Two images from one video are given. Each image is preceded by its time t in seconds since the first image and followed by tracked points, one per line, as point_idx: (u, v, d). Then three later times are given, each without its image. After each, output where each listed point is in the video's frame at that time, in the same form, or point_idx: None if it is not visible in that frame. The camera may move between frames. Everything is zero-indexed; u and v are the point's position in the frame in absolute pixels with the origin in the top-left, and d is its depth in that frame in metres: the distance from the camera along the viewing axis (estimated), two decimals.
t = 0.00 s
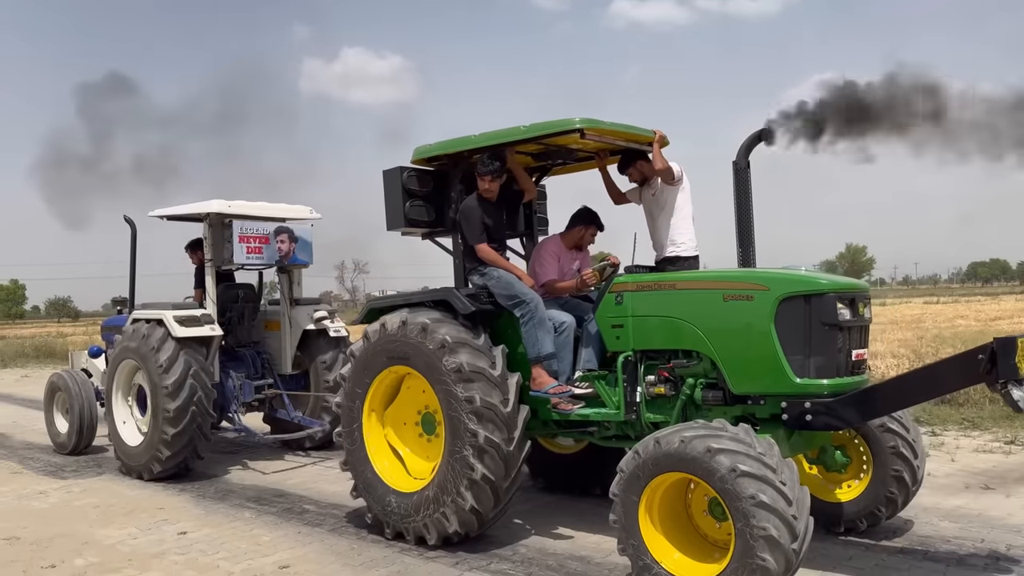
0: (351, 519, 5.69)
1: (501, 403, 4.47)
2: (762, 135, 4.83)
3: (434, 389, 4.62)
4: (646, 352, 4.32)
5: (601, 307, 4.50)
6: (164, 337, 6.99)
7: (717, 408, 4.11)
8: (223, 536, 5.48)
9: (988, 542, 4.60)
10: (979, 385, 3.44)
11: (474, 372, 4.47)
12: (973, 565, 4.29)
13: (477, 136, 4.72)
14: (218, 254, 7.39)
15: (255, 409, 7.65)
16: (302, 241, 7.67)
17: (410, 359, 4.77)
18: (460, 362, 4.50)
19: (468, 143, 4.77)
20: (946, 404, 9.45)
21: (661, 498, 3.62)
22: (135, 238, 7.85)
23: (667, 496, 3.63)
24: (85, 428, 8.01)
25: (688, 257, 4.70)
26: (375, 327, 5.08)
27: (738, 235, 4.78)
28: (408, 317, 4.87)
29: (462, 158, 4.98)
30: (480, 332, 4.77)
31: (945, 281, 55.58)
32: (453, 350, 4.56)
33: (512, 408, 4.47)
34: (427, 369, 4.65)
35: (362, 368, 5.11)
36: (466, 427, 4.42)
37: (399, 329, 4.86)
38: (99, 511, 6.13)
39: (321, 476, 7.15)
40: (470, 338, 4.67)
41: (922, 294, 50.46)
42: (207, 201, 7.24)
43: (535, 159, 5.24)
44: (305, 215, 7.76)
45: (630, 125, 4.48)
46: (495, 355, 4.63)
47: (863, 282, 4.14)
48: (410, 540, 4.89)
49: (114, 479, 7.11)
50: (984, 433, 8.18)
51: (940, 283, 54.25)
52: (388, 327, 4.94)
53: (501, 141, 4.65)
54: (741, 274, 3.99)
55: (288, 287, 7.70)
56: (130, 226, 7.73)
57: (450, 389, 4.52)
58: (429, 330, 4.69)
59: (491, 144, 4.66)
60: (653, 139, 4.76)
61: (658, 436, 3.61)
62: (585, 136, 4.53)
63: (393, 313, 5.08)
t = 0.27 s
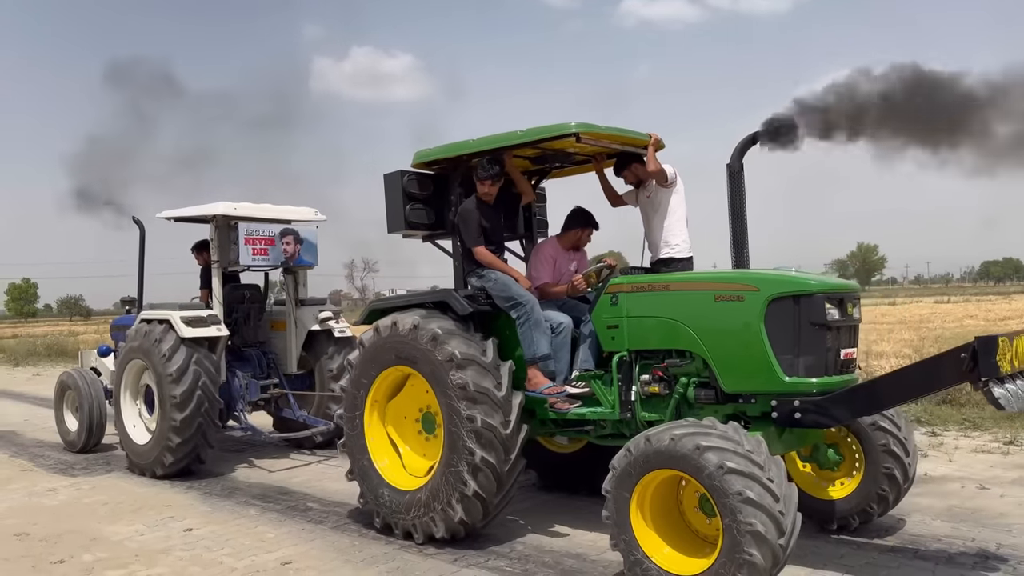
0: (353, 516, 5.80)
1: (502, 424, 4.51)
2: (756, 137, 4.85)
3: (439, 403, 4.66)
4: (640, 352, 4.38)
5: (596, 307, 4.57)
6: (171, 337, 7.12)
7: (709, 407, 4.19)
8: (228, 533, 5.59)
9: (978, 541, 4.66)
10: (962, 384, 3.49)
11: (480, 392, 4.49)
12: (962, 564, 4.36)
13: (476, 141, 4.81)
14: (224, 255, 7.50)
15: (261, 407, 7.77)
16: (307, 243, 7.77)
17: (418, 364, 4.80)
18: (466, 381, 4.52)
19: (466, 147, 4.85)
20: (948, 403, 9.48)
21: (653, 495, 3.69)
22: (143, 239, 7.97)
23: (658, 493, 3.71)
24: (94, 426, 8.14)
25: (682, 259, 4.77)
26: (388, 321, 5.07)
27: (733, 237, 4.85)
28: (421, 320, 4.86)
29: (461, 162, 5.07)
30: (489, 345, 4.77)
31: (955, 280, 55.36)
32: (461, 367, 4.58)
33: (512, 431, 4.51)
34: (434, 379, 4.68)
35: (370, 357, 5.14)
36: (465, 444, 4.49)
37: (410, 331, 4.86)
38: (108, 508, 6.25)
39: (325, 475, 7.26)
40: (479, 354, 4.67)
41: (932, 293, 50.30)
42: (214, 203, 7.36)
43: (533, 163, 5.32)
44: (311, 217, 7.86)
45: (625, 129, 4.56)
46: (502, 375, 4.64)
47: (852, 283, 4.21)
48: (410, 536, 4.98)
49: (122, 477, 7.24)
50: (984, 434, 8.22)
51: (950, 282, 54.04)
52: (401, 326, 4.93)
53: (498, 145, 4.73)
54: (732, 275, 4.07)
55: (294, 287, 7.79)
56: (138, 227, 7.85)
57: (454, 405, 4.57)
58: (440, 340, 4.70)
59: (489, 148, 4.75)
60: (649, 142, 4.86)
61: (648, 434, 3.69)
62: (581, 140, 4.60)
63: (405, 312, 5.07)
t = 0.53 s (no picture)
0: (354, 517, 5.87)
1: (499, 449, 4.57)
2: (751, 143, 4.87)
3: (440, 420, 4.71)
4: (634, 357, 4.43)
5: (592, 312, 4.62)
6: (176, 339, 7.21)
7: (702, 411, 4.24)
8: (231, 533, 5.67)
9: (971, 545, 4.69)
10: (948, 392, 3.50)
11: (480, 416, 4.53)
12: (954, 567, 4.39)
13: (473, 147, 4.86)
14: (228, 258, 7.58)
15: (265, 408, 7.85)
16: (310, 245, 7.85)
17: (423, 374, 4.82)
18: (468, 404, 4.55)
19: (464, 154, 4.90)
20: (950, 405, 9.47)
21: (642, 501, 3.78)
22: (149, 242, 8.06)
23: (647, 498, 3.79)
24: (100, 426, 8.24)
25: (674, 265, 4.83)
26: (398, 322, 5.06)
27: (727, 242, 4.89)
28: (429, 329, 4.85)
29: (459, 168, 5.12)
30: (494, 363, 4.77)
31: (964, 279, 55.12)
32: (465, 389, 4.60)
33: (508, 454, 4.58)
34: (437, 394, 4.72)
35: (377, 354, 5.15)
36: (461, 463, 4.57)
37: (418, 340, 4.85)
38: (113, 508, 6.34)
39: (328, 475, 7.33)
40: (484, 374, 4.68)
41: (940, 292, 50.12)
42: (218, 206, 7.43)
43: (531, 168, 5.37)
44: (314, 219, 7.93)
45: (620, 136, 4.60)
46: (504, 397, 4.66)
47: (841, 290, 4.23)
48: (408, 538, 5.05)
49: (128, 476, 7.33)
50: (985, 435, 8.21)
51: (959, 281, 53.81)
52: (409, 331, 4.92)
53: (496, 151, 4.78)
54: (724, 282, 4.11)
55: (297, 289, 7.86)
56: (144, 230, 7.94)
57: (454, 424, 4.62)
58: (446, 356, 4.70)
59: (488, 154, 4.80)
60: (645, 148, 4.88)
61: (637, 440, 3.76)
62: (577, 146, 4.65)
63: (414, 317, 5.06)
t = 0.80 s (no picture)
0: (352, 514, 5.94)
1: (491, 466, 4.63)
2: (742, 145, 4.97)
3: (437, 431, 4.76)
4: (626, 356, 4.49)
5: (584, 312, 4.68)
6: (178, 336, 7.28)
7: (692, 411, 4.32)
8: (231, 529, 5.74)
9: (961, 543, 4.74)
10: (930, 393, 3.55)
11: (475, 432, 4.59)
12: (943, 565, 4.43)
13: (468, 148, 4.92)
14: (230, 257, 7.66)
15: (267, 405, 7.92)
16: (311, 245, 7.93)
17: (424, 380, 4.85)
18: (466, 421, 4.60)
19: (460, 155, 4.97)
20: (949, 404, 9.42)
21: (630, 498, 3.88)
22: (153, 241, 8.15)
23: (635, 496, 3.89)
24: (105, 423, 8.33)
25: (666, 265, 4.89)
26: (407, 321, 5.03)
27: (719, 243, 4.94)
28: (436, 338, 4.83)
29: (455, 168, 5.19)
30: (496, 379, 4.78)
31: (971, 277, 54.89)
32: (464, 405, 4.63)
33: (498, 470, 4.66)
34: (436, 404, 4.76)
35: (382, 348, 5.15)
36: (452, 473, 4.66)
37: (423, 347, 4.85)
38: (116, 504, 6.43)
39: (328, 472, 7.41)
40: (485, 389, 4.70)
41: (947, 290, 49.91)
42: (220, 206, 7.51)
43: (526, 168, 5.42)
44: (314, 219, 8.00)
45: (613, 137, 4.66)
46: (502, 415, 4.70)
47: (831, 291, 4.30)
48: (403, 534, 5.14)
49: (131, 473, 7.42)
50: (983, 433, 8.19)
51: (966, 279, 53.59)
52: (416, 335, 4.90)
53: (491, 152, 4.85)
54: (713, 283, 4.16)
55: (299, 288, 7.95)
56: (148, 229, 8.03)
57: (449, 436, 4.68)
58: (449, 370, 4.71)
59: (484, 155, 4.86)
60: (638, 150, 4.97)
61: (622, 439, 3.88)
62: (571, 148, 4.70)
63: (421, 319, 5.03)
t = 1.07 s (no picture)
0: (349, 512, 5.99)
1: (480, 483, 4.72)
2: (729, 147, 5.02)
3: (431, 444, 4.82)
4: (616, 354, 4.55)
5: (575, 312, 4.75)
6: (177, 337, 7.36)
7: (680, 408, 4.35)
8: (228, 527, 5.81)
9: (949, 541, 4.78)
10: (911, 388, 3.61)
11: (467, 449, 4.65)
12: (931, 562, 4.46)
13: (459, 151, 4.98)
14: (229, 258, 7.73)
15: (266, 405, 7.98)
16: (309, 246, 8.00)
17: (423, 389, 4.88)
18: (459, 438, 4.65)
19: (451, 158, 5.03)
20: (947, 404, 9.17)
21: (618, 494, 3.99)
22: (153, 243, 8.23)
23: (623, 491, 3.99)
24: (106, 422, 8.40)
25: (654, 269, 4.96)
26: (410, 326, 5.01)
27: (708, 242, 4.99)
28: (437, 350, 4.82)
29: (448, 171, 5.25)
30: (493, 396, 4.81)
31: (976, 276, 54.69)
32: (459, 423, 4.67)
33: (485, 484, 4.75)
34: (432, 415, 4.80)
35: (383, 347, 5.15)
36: (442, 483, 4.74)
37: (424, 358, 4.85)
38: (116, 503, 6.50)
39: (326, 471, 7.47)
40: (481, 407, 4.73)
41: (951, 289, 49.74)
42: (219, 208, 7.58)
43: (518, 171, 5.49)
44: (313, 220, 8.07)
45: (602, 140, 4.71)
46: (495, 433, 4.75)
47: (816, 289, 4.37)
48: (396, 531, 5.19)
49: (132, 473, 7.49)
50: (979, 433, 7.97)
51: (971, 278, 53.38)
52: (418, 344, 4.90)
53: (481, 155, 4.90)
54: (700, 282, 4.23)
55: (298, 289, 8.01)
56: (148, 231, 8.10)
57: (442, 449, 4.74)
58: (448, 386, 4.73)
59: (471, 159, 4.92)
60: (628, 153, 5.01)
61: (609, 436, 3.99)
62: (560, 150, 4.75)
63: (426, 326, 5.00)
